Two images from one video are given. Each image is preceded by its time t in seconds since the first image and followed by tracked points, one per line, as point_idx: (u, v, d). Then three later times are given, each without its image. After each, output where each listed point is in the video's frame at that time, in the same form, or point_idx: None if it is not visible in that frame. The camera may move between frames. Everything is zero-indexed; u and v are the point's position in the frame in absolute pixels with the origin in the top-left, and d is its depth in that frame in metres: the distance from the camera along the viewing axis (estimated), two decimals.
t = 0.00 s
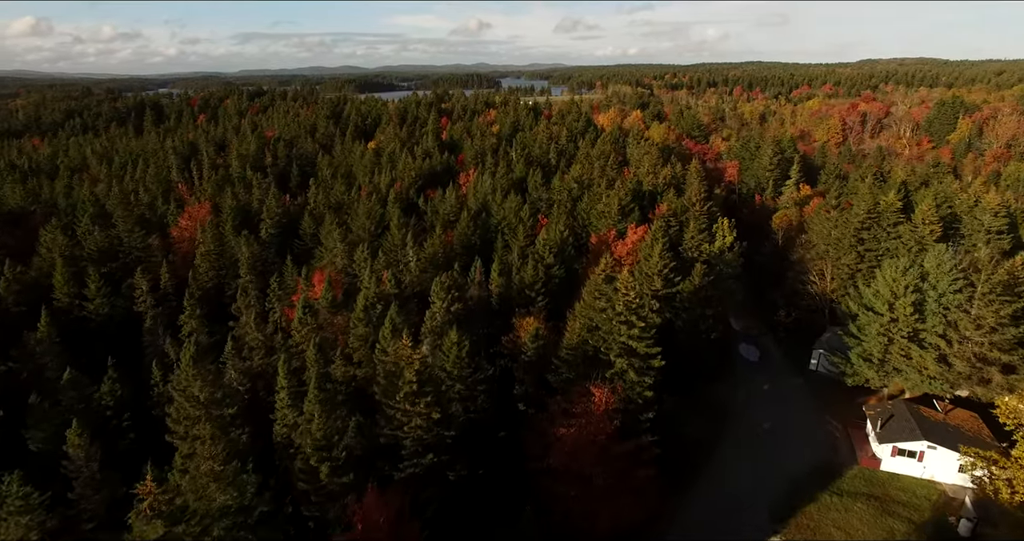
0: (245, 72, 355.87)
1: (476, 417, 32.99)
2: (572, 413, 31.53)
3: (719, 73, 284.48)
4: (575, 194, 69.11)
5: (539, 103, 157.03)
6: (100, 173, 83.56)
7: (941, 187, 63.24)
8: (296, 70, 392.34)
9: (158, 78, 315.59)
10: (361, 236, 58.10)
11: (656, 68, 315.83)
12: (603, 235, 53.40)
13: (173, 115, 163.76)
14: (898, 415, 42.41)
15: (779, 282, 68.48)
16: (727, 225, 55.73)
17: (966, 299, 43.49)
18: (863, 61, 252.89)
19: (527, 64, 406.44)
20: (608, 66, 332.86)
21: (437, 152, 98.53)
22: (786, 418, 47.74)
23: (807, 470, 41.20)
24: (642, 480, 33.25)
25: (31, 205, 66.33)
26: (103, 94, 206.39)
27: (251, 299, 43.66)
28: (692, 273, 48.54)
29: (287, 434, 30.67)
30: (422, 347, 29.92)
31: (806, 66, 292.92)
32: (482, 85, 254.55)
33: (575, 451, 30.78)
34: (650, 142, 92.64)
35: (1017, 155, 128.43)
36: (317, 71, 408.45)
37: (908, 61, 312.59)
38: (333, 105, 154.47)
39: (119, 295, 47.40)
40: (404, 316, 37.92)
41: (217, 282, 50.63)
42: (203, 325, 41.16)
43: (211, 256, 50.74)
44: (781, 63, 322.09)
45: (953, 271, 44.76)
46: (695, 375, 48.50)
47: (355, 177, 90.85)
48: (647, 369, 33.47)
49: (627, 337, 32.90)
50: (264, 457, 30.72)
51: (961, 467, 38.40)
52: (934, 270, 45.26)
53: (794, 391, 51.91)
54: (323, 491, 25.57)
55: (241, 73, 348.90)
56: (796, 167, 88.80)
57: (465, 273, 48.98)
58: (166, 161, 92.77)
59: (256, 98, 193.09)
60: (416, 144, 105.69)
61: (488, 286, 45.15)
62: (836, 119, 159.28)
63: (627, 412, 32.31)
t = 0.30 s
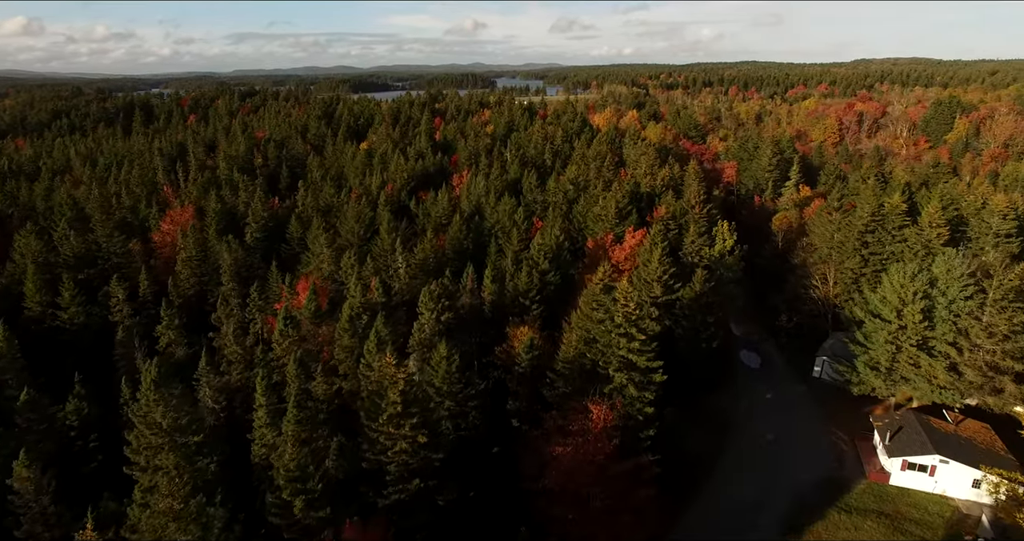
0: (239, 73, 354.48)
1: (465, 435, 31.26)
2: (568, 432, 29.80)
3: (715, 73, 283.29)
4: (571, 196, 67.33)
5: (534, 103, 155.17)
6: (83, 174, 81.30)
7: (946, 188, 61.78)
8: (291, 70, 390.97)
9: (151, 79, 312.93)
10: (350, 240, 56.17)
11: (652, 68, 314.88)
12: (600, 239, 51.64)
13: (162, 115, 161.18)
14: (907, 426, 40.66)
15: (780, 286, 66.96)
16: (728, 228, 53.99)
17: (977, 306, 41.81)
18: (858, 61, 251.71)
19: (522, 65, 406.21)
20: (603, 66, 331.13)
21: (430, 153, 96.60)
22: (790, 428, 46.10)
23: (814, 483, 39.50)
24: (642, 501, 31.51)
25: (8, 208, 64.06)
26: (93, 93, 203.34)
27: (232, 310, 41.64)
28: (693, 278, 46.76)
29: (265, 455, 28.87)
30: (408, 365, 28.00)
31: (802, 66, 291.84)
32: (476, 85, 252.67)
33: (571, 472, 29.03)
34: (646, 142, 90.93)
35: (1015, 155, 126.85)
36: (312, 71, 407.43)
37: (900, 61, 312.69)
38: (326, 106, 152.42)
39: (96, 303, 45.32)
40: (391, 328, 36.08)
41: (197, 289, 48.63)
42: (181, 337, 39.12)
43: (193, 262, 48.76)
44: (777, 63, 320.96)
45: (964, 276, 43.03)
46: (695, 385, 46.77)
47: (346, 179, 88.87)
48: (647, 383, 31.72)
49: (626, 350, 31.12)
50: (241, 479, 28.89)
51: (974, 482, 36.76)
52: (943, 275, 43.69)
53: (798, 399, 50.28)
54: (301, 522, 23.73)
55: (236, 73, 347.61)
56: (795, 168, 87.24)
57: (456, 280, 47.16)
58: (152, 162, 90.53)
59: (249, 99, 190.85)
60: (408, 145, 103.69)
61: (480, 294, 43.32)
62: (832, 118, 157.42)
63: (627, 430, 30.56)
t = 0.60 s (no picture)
0: (236, 72, 352.91)
1: (459, 449, 29.91)
2: (566, 447, 28.45)
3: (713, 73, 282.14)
4: (569, 198, 66.04)
5: (532, 102, 153.82)
6: (72, 175, 79.74)
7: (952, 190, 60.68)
8: (287, 69, 389.30)
9: (147, 78, 310.85)
10: (342, 243, 54.75)
11: (649, 68, 313.83)
12: (599, 242, 50.35)
13: (157, 115, 159.53)
14: (917, 435, 39.22)
15: (783, 289, 65.69)
16: (730, 230, 52.80)
17: (988, 311, 40.51)
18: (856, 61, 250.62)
19: (519, 65, 405.19)
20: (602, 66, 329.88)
21: (426, 153, 95.19)
22: (795, 437, 44.90)
23: (821, 495, 38.28)
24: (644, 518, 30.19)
25: None
26: (88, 94, 201.46)
27: (220, 316, 40.26)
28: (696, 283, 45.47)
29: (249, 472, 27.48)
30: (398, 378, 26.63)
31: (800, 67, 290.55)
32: (473, 85, 251.21)
33: (569, 490, 27.70)
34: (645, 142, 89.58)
35: (1015, 155, 125.35)
36: (309, 70, 405.89)
37: (897, 61, 312.34)
38: (321, 105, 150.95)
39: (79, 309, 43.80)
40: (383, 336, 34.78)
41: (184, 295, 47.24)
42: (167, 345, 37.58)
43: (180, 266, 47.37)
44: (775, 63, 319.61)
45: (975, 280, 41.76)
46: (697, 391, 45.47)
47: (341, 180, 87.44)
48: (649, 396, 30.34)
49: (627, 361, 29.74)
50: (224, 497, 27.60)
51: (988, 495, 35.59)
52: (952, 280, 42.49)
53: (801, 406, 49.10)
54: None
55: (233, 73, 346.15)
56: (796, 169, 86.04)
57: (451, 285, 45.87)
58: (144, 162, 88.97)
59: (244, 98, 189.19)
60: (404, 145, 102.28)
61: (476, 300, 42.00)
62: (832, 118, 156.21)
63: (629, 444, 29.31)
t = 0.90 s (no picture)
0: (234, 72, 351.46)
1: (454, 462, 29.09)
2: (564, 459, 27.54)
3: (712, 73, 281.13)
4: (567, 199, 64.93)
5: (531, 102, 152.62)
6: (63, 176, 78.50)
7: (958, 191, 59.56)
8: (285, 69, 388.46)
9: (145, 78, 309.40)
10: (337, 246, 53.68)
11: (648, 67, 312.91)
12: (598, 245, 49.22)
13: (152, 115, 158.14)
14: (926, 443, 37.96)
15: (786, 292, 64.68)
16: (733, 232, 51.75)
17: (999, 316, 39.39)
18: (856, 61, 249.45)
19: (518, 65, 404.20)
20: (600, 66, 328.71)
21: (423, 154, 94.06)
22: (799, 444, 43.92)
23: (828, 505, 37.30)
24: (645, 531, 29.19)
25: None
26: (84, 93, 199.78)
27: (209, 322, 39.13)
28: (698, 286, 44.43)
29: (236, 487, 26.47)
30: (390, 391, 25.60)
31: (798, 67, 289.48)
32: (471, 85, 249.88)
33: (568, 505, 26.69)
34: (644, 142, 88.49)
35: (1017, 155, 124.04)
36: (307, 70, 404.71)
37: (895, 62, 311.60)
38: (318, 105, 149.74)
39: (64, 315, 42.66)
40: (376, 344, 33.73)
41: (174, 300, 46.11)
42: (152, 353, 36.39)
43: (169, 270, 45.94)
44: (773, 63, 318.53)
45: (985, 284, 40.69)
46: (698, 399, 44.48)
47: (337, 181, 86.35)
48: (651, 406, 29.25)
49: (628, 371, 28.60)
50: (209, 514, 26.62)
51: (1001, 506, 34.51)
52: (961, 283, 41.39)
53: (805, 413, 48.14)
54: None
55: (230, 73, 344.92)
56: (798, 169, 84.94)
57: (447, 289, 44.80)
58: (137, 163, 87.66)
59: (241, 99, 187.81)
60: (401, 146, 101.11)
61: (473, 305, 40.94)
62: (831, 118, 155.08)
63: (631, 457, 28.29)
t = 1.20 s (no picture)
0: (232, 73, 350.21)
1: (450, 474, 28.13)
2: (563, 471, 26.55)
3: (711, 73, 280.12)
4: (566, 200, 63.94)
5: (529, 102, 151.53)
6: (55, 177, 77.31)
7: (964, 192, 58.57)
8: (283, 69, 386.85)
9: (142, 78, 307.92)
10: (332, 249, 52.61)
11: (646, 67, 312.01)
12: (598, 247, 48.15)
13: (149, 115, 156.73)
14: (935, 452, 36.80)
15: (788, 294, 63.71)
16: (735, 234, 50.86)
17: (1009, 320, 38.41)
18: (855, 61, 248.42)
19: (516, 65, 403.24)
20: (599, 66, 327.49)
21: (421, 154, 92.97)
22: (803, 452, 42.96)
23: (835, 515, 36.32)
24: None
25: None
26: (81, 93, 198.85)
27: (198, 327, 38.01)
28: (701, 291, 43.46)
29: (222, 502, 25.45)
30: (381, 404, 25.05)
31: (797, 67, 288.57)
32: (469, 84, 248.55)
33: (568, 519, 25.69)
34: (645, 143, 87.44)
35: (1018, 155, 122.89)
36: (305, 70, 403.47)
37: (892, 61, 311.31)
38: (316, 106, 148.61)
39: (51, 320, 41.61)
40: (370, 352, 32.70)
41: (165, 304, 45.06)
42: (141, 361, 35.35)
43: (159, 274, 44.85)
44: (772, 62, 317.41)
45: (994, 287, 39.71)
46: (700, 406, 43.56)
47: (334, 181, 85.29)
48: (655, 417, 28.19)
49: (631, 380, 27.53)
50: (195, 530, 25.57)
51: (1015, 518, 33.42)
52: (970, 287, 40.41)
53: (809, 418, 47.17)
54: None
55: (229, 73, 344.37)
56: (799, 170, 84.03)
57: (444, 293, 43.79)
58: (131, 163, 86.43)
59: (237, 99, 186.47)
60: (398, 146, 100.03)
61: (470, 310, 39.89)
62: (831, 118, 154.08)
63: (634, 468, 27.29)
